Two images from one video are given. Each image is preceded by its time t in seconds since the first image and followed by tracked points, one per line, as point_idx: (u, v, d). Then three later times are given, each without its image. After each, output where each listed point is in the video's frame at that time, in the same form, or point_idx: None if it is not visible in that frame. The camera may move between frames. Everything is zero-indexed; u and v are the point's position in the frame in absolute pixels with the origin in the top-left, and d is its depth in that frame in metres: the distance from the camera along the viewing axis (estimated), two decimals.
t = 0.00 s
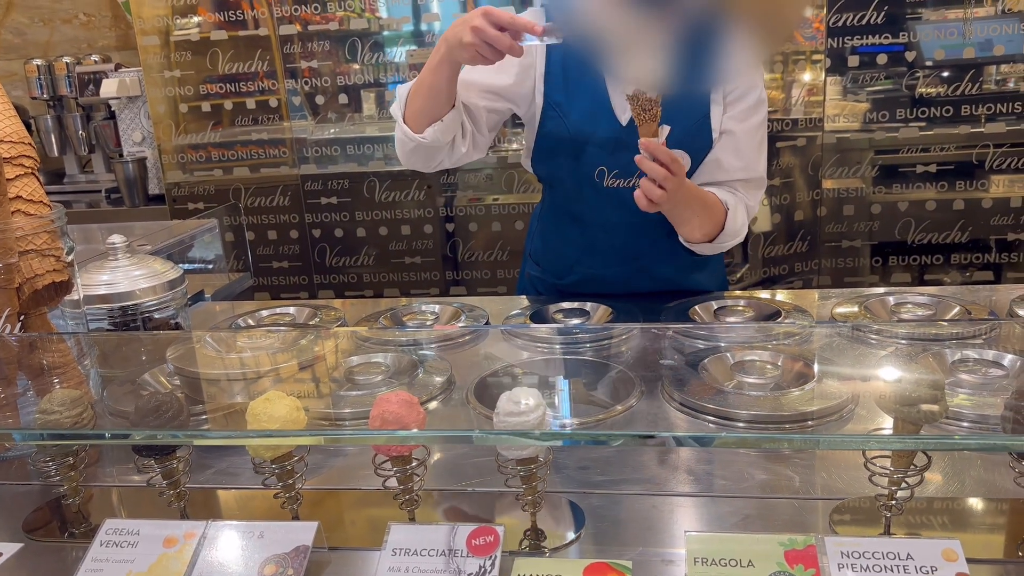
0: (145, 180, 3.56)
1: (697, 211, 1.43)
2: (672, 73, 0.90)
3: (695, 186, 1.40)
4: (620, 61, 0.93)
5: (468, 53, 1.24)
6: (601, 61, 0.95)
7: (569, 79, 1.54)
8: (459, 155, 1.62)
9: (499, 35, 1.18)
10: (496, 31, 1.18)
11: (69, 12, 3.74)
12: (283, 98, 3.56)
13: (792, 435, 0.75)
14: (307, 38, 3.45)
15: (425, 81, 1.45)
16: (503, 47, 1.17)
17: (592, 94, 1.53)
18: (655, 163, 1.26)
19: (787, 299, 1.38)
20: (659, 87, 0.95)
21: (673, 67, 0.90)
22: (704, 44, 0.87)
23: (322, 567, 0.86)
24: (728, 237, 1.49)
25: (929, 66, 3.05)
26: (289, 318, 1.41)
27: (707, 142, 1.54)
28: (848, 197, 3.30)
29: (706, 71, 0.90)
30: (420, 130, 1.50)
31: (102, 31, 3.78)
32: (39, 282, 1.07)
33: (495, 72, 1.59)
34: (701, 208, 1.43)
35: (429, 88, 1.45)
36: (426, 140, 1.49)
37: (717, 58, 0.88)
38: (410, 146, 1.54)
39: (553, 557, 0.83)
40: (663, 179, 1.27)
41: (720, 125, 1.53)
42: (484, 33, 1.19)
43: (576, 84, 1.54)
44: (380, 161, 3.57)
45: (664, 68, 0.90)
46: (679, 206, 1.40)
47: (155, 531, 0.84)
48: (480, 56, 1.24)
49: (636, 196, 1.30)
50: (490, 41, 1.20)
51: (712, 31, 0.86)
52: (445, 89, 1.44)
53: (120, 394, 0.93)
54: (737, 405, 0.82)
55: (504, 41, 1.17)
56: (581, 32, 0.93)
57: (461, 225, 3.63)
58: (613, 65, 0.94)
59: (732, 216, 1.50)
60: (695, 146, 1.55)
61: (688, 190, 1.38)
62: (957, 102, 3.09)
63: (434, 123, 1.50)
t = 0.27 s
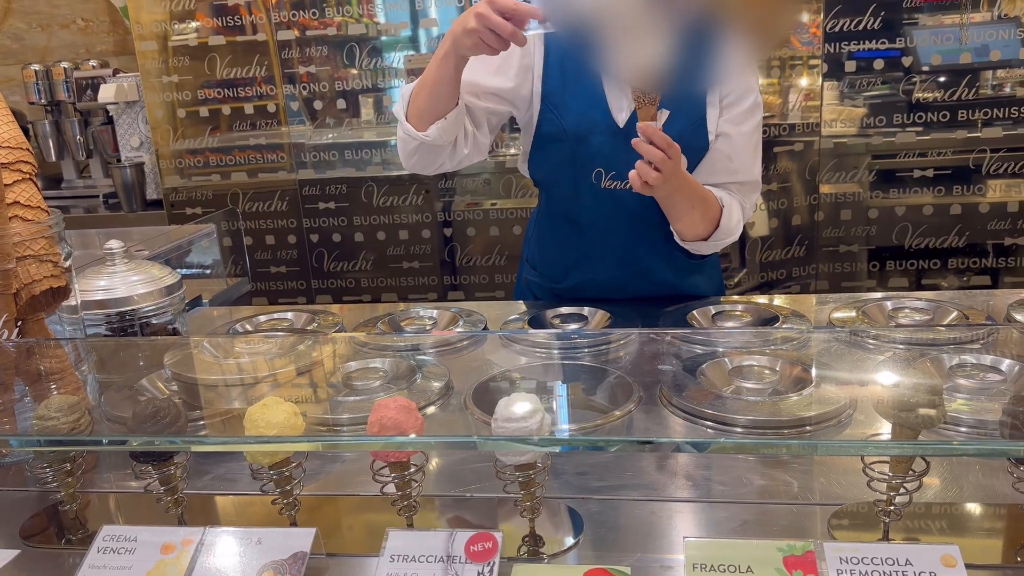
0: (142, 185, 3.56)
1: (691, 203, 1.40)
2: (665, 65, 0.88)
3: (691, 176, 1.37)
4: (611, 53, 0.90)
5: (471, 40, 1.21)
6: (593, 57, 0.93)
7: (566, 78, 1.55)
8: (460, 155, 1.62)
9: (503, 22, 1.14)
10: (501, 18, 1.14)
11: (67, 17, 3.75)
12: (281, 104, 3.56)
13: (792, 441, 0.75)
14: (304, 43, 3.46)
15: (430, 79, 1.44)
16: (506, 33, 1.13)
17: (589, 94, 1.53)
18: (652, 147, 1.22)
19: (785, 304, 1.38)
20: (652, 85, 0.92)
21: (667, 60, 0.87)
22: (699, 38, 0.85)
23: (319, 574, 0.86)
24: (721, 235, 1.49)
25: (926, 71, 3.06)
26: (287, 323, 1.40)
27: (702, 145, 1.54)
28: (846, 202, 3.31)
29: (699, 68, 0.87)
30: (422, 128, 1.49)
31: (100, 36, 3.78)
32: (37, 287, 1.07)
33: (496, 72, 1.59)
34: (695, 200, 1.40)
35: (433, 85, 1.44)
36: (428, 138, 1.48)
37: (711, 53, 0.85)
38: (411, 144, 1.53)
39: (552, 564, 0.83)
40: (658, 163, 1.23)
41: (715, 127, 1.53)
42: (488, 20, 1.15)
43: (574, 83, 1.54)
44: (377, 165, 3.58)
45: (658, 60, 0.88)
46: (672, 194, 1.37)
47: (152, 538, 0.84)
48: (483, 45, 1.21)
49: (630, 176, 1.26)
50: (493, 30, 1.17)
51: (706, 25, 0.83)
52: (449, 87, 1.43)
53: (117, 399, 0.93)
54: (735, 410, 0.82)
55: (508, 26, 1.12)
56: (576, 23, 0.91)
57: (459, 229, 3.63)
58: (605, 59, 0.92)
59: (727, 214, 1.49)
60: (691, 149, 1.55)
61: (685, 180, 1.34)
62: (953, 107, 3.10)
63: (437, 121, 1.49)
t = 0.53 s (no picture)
0: (140, 190, 3.56)
1: (688, 202, 1.40)
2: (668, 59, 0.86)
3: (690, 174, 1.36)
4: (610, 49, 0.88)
5: (478, 51, 1.23)
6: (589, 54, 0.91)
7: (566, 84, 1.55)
8: (461, 161, 1.63)
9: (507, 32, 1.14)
10: (505, 27, 1.14)
11: (65, 22, 3.75)
12: (279, 109, 3.57)
13: (790, 447, 0.75)
14: (302, 49, 3.46)
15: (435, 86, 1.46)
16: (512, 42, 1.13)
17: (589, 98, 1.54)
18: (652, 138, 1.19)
19: (782, 310, 1.38)
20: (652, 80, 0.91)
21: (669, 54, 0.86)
22: (702, 30, 0.83)
23: None
24: (720, 236, 1.47)
25: (922, 77, 3.07)
26: (284, 329, 1.40)
27: (702, 149, 1.54)
28: (843, 207, 3.31)
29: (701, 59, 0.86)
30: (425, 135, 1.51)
31: (98, 42, 3.78)
32: (32, 293, 1.06)
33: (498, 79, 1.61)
34: (692, 200, 1.39)
35: (437, 92, 1.46)
36: (432, 145, 1.50)
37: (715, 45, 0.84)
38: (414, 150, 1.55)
39: (550, 571, 0.83)
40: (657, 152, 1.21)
41: (715, 133, 1.54)
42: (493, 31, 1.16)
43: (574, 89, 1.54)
44: (375, 171, 3.58)
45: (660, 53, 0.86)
46: (670, 192, 1.36)
47: (149, 545, 0.83)
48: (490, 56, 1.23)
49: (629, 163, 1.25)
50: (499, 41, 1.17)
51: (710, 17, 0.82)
52: (454, 95, 1.44)
53: (114, 406, 0.93)
54: (733, 416, 0.82)
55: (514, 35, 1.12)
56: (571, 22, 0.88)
57: (457, 235, 3.64)
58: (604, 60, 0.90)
59: (726, 216, 1.48)
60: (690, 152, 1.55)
61: (685, 178, 1.33)
62: (950, 113, 3.11)
63: (440, 128, 1.51)
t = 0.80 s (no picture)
0: (138, 195, 3.56)
1: (686, 203, 1.39)
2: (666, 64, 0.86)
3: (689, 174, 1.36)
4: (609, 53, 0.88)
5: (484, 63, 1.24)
6: (587, 60, 0.91)
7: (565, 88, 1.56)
8: (465, 169, 1.64)
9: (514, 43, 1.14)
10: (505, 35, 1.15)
11: (63, 27, 3.75)
12: (277, 114, 3.57)
13: (788, 454, 0.75)
14: (301, 54, 3.47)
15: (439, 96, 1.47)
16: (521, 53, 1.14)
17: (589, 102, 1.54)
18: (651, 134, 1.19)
19: (780, 315, 1.38)
20: (652, 86, 0.90)
21: (668, 59, 0.85)
22: (701, 34, 0.83)
23: None
24: (718, 239, 1.47)
25: (919, 83, 3.08)
26: (283, 334, 1.40)
27: (701, 153, 1.55)
28: (840, 213, 3.32)
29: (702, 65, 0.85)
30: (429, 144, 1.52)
31: (96, 47, 3.79)
32: (32, 299, 1.06)
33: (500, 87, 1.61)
34: (690, 200, 1.39)
35: (442, 103, 1.47)
36: (436, 154, 1.51)
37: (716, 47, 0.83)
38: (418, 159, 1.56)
39: None
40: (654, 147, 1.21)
41: (715, 137, 1.54)
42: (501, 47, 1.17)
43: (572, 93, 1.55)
44: (373, 176, 3.58)
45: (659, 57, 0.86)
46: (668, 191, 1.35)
47: (147, 551, 0.83)
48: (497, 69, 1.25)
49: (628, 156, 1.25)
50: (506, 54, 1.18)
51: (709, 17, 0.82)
52: (458, 105, 1.45)
53: (112, 412, 0.93)
54: (732, 422, 0.82)
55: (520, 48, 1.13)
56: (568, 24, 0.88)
57: (455, 240, 3.63)
58: (603, 65, 0.90)
59: (725, 219, 1.48)
60: (690, 156, 1.56)
61: (684, 177, 1.33)
62: (947, 119, 3.12)
63: (445, 138, 1.52)
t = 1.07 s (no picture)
0: (137, 200, 3.57)
1: (686, 205, 1.39)
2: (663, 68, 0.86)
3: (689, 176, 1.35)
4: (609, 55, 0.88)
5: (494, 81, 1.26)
6: (585, 63, 0.91)
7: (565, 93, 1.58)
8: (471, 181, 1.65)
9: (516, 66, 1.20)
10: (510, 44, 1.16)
11: (62, 32, 3.76)
12: (276, 119, 3.57)
13: (787, 459, 0.76)
14: (299, 59, 3.47)
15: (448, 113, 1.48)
16: (518, 74, 1.19)
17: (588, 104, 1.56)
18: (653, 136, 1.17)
19: (778, 320, 1.38)
20: (649, 88, 0.90)
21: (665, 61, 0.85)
22: (697, 37, 0.83)
23: None
24: (718, 241, 1.47)
25: (916, 89, 3.10)
26: (282, 339, 1.40)
27: (700, 156, 1.57)
28: (838, 217, 3.33)
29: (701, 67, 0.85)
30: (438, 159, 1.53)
31: (95, 51, 3.79)
32: (32, 304, 1.07)
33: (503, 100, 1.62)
34: (689, 203, 1.39)
35: (450, 116, 1.48)
36: (445, 169, 1.53)
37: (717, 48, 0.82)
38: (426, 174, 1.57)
39: None
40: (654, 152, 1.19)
41: (714, 141, 1.56)
42: (502, 65, 1.20)
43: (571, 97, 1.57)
44: (372, 181, 3.58)
45: (659, 58, 0.85)
46: (669, 193, 1.35)
47: (147, 557, 0.83)
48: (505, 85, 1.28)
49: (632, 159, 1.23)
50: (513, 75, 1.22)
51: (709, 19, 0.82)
52: (467, 121, 1.47)
53: (112, 417, 0.93)
54: (731, 427, 0.82)
55: (527, 61, 1.16)
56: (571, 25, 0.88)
57: (454, 244, 3.64)
58: (600, 68, 0.90)
59: (724, 220, 1.49)
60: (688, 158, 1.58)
61: (684, 178, 1.33)
62: (944, 124, 3.13)
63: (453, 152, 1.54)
